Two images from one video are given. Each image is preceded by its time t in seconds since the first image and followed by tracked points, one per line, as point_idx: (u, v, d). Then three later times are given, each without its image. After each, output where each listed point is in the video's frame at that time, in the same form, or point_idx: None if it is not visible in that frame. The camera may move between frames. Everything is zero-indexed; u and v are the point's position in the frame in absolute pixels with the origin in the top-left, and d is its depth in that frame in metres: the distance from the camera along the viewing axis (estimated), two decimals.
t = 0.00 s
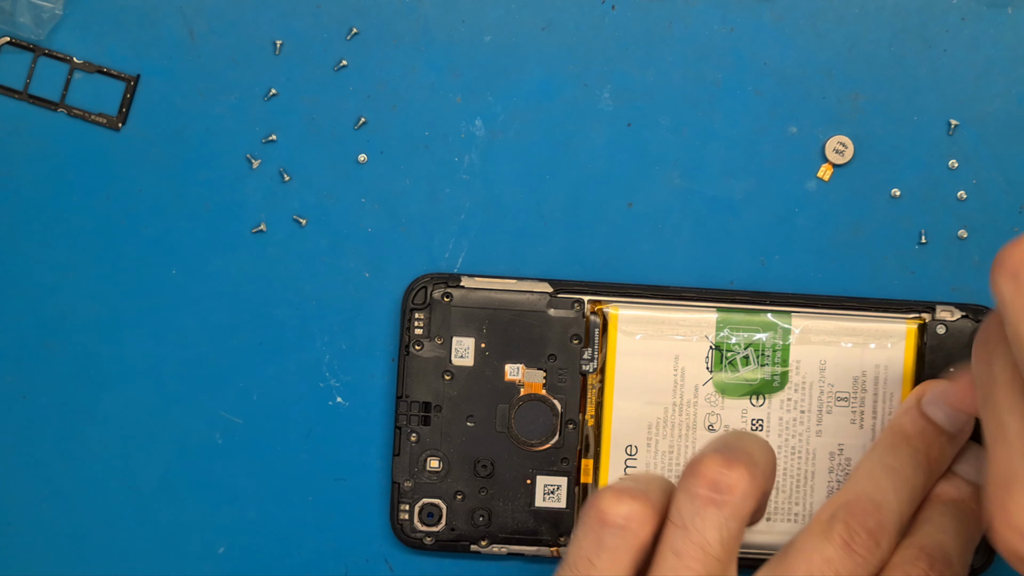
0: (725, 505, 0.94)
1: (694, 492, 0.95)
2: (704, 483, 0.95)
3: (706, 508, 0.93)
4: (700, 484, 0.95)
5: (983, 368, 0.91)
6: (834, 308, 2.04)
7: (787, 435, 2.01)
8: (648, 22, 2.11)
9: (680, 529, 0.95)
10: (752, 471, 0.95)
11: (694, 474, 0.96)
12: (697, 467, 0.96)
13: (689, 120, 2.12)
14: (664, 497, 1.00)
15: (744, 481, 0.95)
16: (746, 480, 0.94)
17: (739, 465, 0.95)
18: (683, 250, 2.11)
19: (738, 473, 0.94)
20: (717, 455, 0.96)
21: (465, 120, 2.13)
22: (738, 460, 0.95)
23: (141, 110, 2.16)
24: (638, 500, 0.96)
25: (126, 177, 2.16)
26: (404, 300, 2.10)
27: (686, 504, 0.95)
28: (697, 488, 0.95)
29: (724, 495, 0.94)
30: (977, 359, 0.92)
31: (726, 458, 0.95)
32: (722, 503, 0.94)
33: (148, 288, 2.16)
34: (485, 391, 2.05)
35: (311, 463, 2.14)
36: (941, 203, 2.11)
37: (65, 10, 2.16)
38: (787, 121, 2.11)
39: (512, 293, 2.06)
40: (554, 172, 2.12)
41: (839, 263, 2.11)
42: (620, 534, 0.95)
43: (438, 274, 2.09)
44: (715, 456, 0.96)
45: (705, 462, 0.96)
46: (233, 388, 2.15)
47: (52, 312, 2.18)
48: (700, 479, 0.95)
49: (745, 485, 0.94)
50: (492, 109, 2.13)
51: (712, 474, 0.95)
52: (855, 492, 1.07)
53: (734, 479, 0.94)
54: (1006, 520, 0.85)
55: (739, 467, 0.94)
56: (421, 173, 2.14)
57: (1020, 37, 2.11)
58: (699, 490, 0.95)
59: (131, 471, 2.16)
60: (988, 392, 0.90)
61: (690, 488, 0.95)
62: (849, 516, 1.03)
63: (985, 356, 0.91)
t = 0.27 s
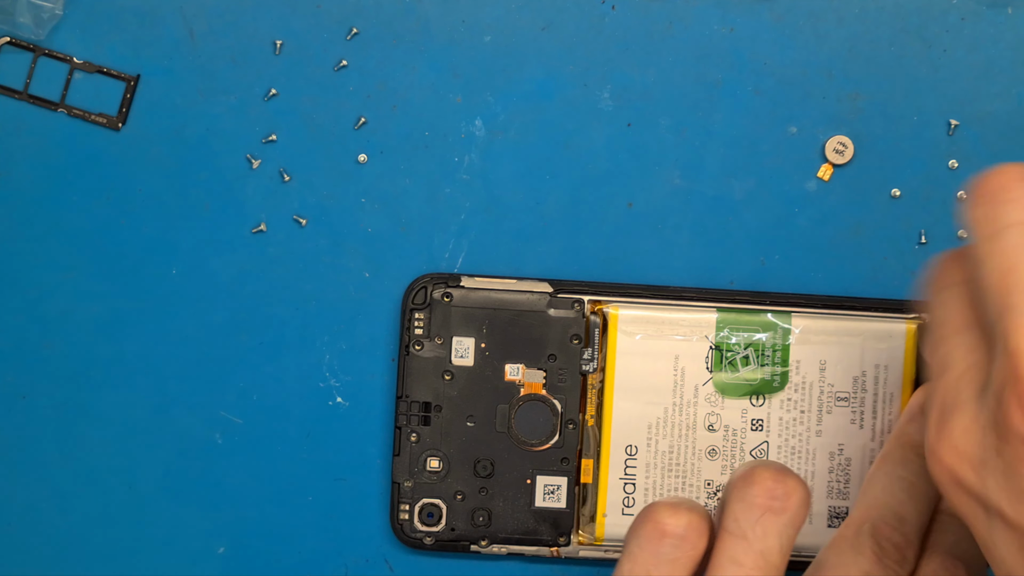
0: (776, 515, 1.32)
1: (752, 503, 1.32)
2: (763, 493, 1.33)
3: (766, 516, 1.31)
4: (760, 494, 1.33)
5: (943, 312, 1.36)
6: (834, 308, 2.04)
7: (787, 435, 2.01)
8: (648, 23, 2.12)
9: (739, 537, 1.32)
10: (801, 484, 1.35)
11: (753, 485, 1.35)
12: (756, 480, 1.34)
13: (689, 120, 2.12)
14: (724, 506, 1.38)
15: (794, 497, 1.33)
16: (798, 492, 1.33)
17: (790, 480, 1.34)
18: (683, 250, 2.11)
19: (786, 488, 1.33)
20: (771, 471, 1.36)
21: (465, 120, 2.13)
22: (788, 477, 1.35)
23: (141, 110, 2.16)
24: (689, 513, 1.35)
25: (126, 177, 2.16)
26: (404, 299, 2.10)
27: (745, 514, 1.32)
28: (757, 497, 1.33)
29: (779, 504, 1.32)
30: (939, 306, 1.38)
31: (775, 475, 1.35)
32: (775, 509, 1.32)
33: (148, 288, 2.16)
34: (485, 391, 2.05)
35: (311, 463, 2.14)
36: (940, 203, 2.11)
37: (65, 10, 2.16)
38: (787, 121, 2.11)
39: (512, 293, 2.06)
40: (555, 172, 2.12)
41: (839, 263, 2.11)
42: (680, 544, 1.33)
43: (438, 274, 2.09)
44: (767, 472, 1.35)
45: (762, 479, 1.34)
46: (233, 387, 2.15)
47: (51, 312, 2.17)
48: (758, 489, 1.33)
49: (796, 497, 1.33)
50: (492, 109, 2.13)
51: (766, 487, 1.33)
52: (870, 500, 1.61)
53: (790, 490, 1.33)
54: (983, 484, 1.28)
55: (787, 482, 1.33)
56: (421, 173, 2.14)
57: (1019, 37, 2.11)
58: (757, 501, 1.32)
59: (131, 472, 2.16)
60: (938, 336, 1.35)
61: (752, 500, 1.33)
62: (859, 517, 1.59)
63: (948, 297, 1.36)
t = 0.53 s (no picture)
0: (800, 535, 1.32)
1: (776, 525, 1.32)
2: (785, 515, 1.32)
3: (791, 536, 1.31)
4: (783, 516, 1.32)
5: (949, 309, 1.12)
6: (834, 307, 2.04)
7: (787, 435, 2.01)
8: (648, 22, 2.11)
9: (765, 559, 1.32)
10: (820, 504, 1.35)
11: (774, 505, 1.34)
12: (778, 502, 1.33)
13: (689, 120, 2.12)
14: (746, 527, 1.37)
15: (816, 517, 1.33)
16: (818, 515, 1.33)
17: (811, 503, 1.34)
18: (683, 250, 2.11)
19: (808, 507, 1.33)
20: (790, 493, 1.35)
21: (465, 120, 2.13)
22: (810, 497, 1.35)
23: (141, 110, 2.16)
24: (711, 540, 1.32)
25: (126, 177, 2.16)
26: (404, 299, 2.10)
27: (769, 536, 1.32)
28: (779, 518, 1.32)
29: (802, 524, 1.32)
30: (937, 309, 1.15)
31: (796, 497, 1.34)
32: (797, 529, 1.32)
33: (149, 287, 2.16)
34: (485, 391, 2.05)
35: (311, 463, 2.14)
36: (941, 203, 2.11)
37: (65, 10, 2.16)
38: (787, 121, 2.11)
39: (512, 293, 2.06)
40: (555, 172, 2.12)
41: (839, 263, 2.11)
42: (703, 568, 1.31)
43: (438, 274, 2.09)
44: (788, 493, 1.35)
45: (784, 500, 1.34)
46: (233, 387, 2.15)
47: (52, 312, 2.18)
48: (779, 509, 1.33)
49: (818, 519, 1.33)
50: (492, 109, 2.13)
51: (786, 507, 1.33)
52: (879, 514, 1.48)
53: (812, 511, 1.33)
54: (998, 484, 1.02)
55: (810, 502, 1.34)
56: (421, 173, 2.14)
57: (1020, 37, 2.11)
58: (780, 523, 1.32)
59: (132, 471, 2.16)
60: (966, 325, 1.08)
61: (775, 522, 1.32)
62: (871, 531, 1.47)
63: (953, 296, 1.12)
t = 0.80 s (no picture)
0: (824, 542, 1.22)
1: (801, 529, 1.22)
2: (808, 519, 1.23)
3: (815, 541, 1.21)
4: (807, 522, 1.23)
5: (912, 303, 1.03)
6: (834, 307, 2.04)
7: (787, 435, 2.01)
8: (648, 22, 2.12)
9: (791, 567, 1.20)
10: (846, 511, 1.26)
11: (796, 511, 1.25)
12: (801, 506, 1.25)
13: (689, 120, 2.12)
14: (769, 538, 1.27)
15: (841, 525, 1.24)
16: (841, 526, 1.24)
17: (833, 511, 1.25)
18: (683, 250, 2.11)
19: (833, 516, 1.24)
20: (813, 501, 1.27)
21: (465, 120, 2.13)
22: (835, 506, 1.26)
23: (141, 110, 2.16)
24: (739, 549, 1.20)
25: (126, 177, 2.16)
26: (404, 299, 2.10)
27: (795, 542, 1.22)
28: (801, 522, 1.23)
29: (826, 532, 1.22)
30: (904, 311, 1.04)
31: (820, 504, 1.26)
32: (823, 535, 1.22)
33: (149, 287, 2.16)
34: (485, 391, 2.05)
35: (311, 463, 2.14)
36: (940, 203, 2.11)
37: (65, 10, 2.16)
38: (787, 121, 2.11)
39: (513, 293, 2.06)
40: (555, 172, 2.12)
41: (839, 263, 2.11)
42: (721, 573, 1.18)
43: (438, 274, 2.09)
44: (812, 501, 1.27)
45: (807, 505, 1.25)
46: (233, 387, 2.15)
47: (52, 312, 2.17)
48: (802, 514, 1.24)
49: (843, 528, 1.24)
50: (492, 109, 2.13)
51: (806, 513, 1.24)
52: (891, 512, 1.42)
53: (836, 517, 1.24)
54: (954, 473, 0.98)
55: (834, 509, 1.25)
56: (421, 173, 2.14)
57: (1019, 37, 2.11)
58: (803, 529, 1.23)
59: (131, 471, 2.16)
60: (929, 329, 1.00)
61: (796, 525, 1.23)
62: (883, 533, 1.39)
63: (917, 291, 1.02)
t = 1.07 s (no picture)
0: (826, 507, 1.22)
1: (798, 487, 1.23)
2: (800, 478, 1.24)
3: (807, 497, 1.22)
4: (804, 479, 1.24)
5: (897, 315, 0.94)
6: (834, 307, 2.04)
7: (787, 435, 2.01)
8: (648, 22, 2.12)
9: (786, 523, 1.20)
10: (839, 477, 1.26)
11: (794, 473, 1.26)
12: (797, 467, 1.26)
13: (689, 120, 2.12)
14: (766, 499, 1.28)
15: (835, 487, 1.24)
16: (833, 491, 1.24)
17: (824, 471, 1.25)
18: (683, 250, 2.11)
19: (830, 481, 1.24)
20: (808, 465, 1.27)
21: (465, 120, 2.13)
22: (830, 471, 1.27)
23: (141, 110, 2.16)
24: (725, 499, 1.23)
25: (126, 177, 2.16)
26: (404, 299, 2.10)
27: (790, 499, 1.22)
28: (799, 481, 1.24)
29: (824, 490, 1.23)
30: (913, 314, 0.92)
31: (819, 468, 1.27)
32: (819, 493, 1.22)
33: (148, 287, 2.16)
34: (485, 391, 2.05)
35: (311, 463, 2.14)
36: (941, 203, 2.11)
37: (65, 10, 2.16)
38: (787, 121, 2.11)
39: (512, 293, 2.06)
40: (554, 172, 2.12)
41: (839, 263, 2.11)
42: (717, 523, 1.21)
43: (438, 274, 2.09)
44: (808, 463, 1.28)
45: (803, 466, 1.26)
46: (233, 387, 2.15)
47: (52, 312, 2.18)
48: (797, 474, 1.25)
49: (837, 487, 1.24)
50: (492, 109, 2.13)
51: (804, 473, 1.25)
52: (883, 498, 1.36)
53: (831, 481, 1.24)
54: (942, 496, 0.94)
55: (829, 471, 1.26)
56: (421, 173, 2.14)
57: (1019, 37, 2.11)
58: (797, 484, 1.24)
59: (131, 471, 2.16)
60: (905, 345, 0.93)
61: (793, 483, 1.24)
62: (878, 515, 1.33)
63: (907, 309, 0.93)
